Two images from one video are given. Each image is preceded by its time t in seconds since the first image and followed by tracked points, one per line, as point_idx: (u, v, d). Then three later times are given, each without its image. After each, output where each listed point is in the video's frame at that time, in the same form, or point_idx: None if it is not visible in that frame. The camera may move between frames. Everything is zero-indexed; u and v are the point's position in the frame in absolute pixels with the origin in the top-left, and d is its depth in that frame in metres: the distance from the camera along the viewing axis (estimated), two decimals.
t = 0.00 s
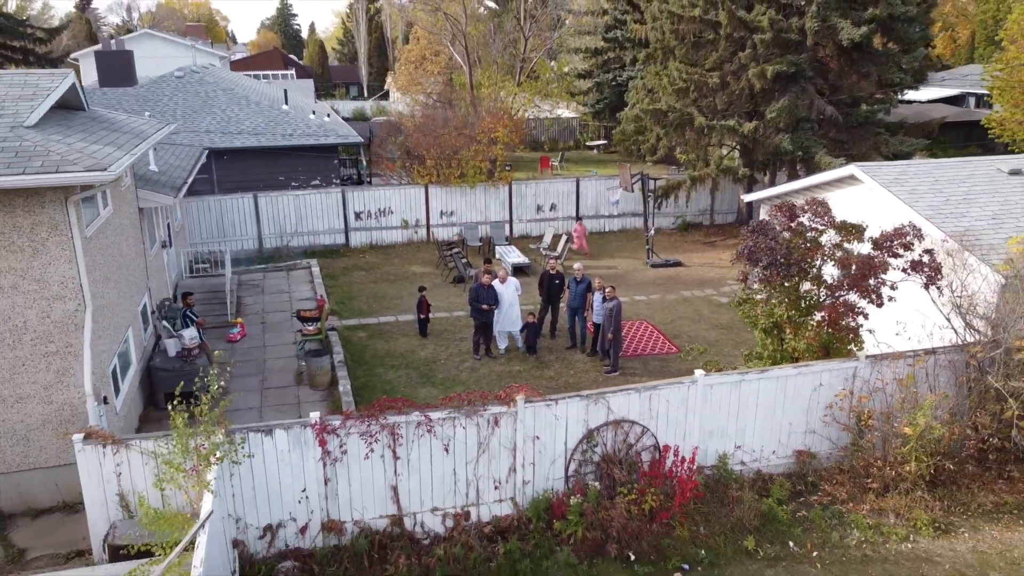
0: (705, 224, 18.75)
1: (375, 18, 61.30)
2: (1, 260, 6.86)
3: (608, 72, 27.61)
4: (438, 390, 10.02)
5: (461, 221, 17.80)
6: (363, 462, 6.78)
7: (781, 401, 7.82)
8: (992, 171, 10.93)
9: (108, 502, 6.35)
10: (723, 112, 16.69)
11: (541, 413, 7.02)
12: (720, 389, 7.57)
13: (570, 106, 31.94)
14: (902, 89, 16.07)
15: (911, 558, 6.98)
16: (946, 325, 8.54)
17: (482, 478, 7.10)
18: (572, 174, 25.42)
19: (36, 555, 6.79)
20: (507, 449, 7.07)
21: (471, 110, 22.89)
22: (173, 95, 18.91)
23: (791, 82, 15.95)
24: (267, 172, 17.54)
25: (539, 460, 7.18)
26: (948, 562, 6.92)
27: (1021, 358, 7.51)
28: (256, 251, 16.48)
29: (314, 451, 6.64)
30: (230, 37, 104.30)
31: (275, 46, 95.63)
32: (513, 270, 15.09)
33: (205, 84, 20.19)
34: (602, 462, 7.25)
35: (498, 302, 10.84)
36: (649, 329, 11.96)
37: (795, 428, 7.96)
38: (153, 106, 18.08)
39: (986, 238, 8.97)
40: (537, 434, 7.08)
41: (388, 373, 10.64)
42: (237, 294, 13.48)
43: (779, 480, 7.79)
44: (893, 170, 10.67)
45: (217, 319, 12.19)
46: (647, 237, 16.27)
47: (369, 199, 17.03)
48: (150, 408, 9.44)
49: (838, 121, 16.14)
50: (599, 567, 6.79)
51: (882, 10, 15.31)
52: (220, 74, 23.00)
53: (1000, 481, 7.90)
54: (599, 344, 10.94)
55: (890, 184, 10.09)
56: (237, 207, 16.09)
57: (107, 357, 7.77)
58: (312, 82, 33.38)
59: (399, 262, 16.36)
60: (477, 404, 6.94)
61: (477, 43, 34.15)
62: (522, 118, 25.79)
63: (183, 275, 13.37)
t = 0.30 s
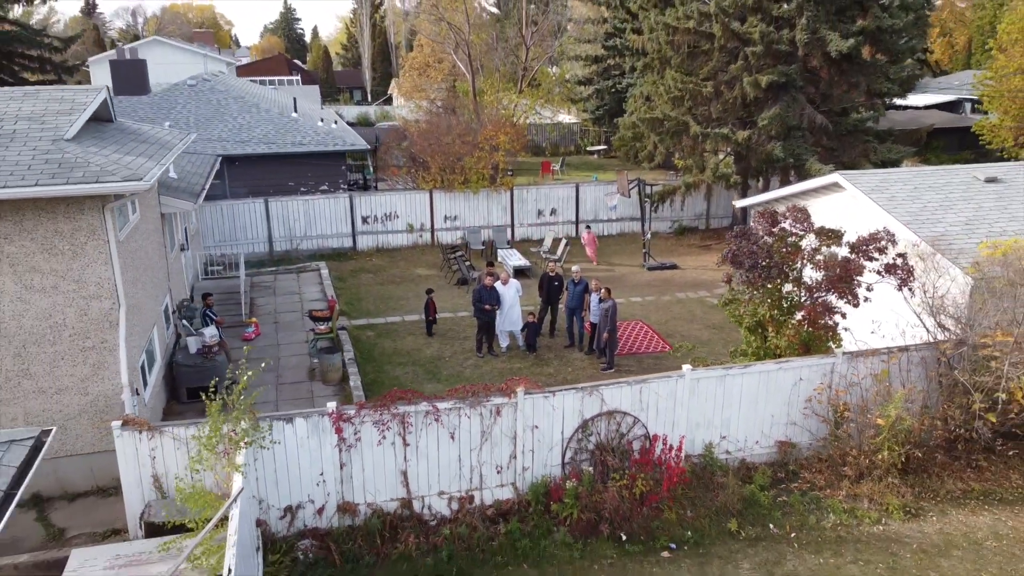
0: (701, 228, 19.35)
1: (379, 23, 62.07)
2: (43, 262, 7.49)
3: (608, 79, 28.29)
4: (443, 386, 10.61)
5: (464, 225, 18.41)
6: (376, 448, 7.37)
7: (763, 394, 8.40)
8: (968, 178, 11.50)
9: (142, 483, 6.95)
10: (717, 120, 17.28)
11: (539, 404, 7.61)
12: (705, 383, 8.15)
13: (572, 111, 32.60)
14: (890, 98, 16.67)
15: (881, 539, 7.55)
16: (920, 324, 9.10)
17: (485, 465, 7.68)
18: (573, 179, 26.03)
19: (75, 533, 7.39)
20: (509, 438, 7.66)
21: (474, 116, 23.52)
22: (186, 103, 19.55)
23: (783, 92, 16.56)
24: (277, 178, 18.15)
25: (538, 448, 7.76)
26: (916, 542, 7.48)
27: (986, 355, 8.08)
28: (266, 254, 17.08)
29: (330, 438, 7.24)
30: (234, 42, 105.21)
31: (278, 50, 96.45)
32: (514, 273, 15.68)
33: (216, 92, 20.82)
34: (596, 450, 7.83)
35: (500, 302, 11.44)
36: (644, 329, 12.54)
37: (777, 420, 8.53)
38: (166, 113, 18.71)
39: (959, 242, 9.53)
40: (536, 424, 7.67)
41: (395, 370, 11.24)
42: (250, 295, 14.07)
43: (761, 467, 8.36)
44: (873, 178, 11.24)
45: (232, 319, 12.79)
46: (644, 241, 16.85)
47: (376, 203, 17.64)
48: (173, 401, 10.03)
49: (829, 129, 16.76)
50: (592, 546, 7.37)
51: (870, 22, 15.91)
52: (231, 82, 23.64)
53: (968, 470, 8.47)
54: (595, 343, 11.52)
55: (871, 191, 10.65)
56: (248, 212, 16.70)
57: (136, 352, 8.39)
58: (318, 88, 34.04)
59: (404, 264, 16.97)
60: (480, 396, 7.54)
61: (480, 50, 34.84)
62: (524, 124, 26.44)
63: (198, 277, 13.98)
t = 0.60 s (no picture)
0: (701, 232, 19.94)
1: (388, 29, 62.93)
2: (87, 264, 8.15)
3: (612, 85, 29.05)
4: (453, 381, 11.24)
5: (472, 229, 19.05)
6: (392, 436, 7.99)
7: (752, 389, 8.98)
8: (953, 186, 12.08)
9: (178, 467, 7.59)
10: (716, 128, 17.88)
11: (542, 396, 8.22)
12: (698, 378, 8.74)
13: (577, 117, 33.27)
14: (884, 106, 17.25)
15: (861, 523, 8.13)
16: (901, 324, 9.69)
17: (492, 452, 8.29)
18: (578, 184, 26.66)
19: (116, 514, 8.03)
20: (514, 427, 8.27)
21: (481, 123, 24.21)
22: (203, 110, 20.28)
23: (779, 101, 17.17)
24: (291, 183, 18.83)
25: (542, 437, 8.37)
26: (892, 526, 8.05)
27: (960, 352, 8.67)
28: (282, 257, 17.76)
29: (350, 426, 7.88)
30: (243, 46, 106.33)
31: (287, 54, 97.44)
32: (520, 275, 16.29)
33: (232, 99, 21.55)
34: (595, 439, 8.43)
35: (507, 303, 12.07)
36: (645, 329, 13.13)
37: (765, 413, 9.10)
38: (185, 120, 19.44)
39: (939, 247, 10.10)
40: (540, 415, 8.28)
41: (407, 367, 11.87)
42: (268, 296, 14.72)
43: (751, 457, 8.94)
44: (861, 186, 11.82)
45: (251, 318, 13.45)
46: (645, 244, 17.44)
47: (387, 208, 18.28)
48: (199, 395, 10.67)
49: (824, 137, 17.35)
50: (591, 528, 7.97)
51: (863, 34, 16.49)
52: (245, 89, 24.37)
53: (946, 460, 9.04)
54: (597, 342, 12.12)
55: (858, 199, 11.24)
56: (265, 216, 17.37)
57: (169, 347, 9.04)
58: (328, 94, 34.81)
59: (414, 266, 17.63)
60: (488, 388, 8.16)
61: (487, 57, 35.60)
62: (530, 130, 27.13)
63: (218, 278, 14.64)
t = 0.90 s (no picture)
0: (704, 236, 20.51)
1: (398, 34, 63.79)
2: (128, 265, 8.82)
3: (619, 92, 29.56)
4: (464, 377, 11.88)
5: (481, 232, 19.71)
6: (408, 426, 8.63)
7: (746, 384, 9.56)
8: (941, 194, 12.67)
9: (212, 453, 8.25)
10: (718, 136, 18.48)
11: (548, 389, 8.85)
12: (694, 374, 9.34)
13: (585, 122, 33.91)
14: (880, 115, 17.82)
15: (845, 509, 8.71)
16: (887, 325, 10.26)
17: (502, 441, 8.91)
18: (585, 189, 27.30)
19: (154, 496, 8.69)
20: (522, 418, 8.90)
21: (491, 129, 24.89)
22: (223, 117, 21.04)
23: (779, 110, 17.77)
24: (307, 187, 19.53)
25: (547, 428, 8.99)
26: (874, 512, 8.64)
27: (940, 351, 9.29)
28: (298, 259, 18.45)
29: (371, 416, 8.52)
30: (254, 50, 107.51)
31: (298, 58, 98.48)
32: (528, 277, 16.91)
33: (250, 107, 22.31)
34: (598, 430, 9.04)
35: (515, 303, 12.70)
36: (647, 328, 13.68)
37: (758, 407, 9.68)
38: (205, 127, 20.20)
39: (925, 252, 10.67)
40: (546, 407, 8.91)
41: (420, 364, 12.51)
42: (287, 296, 15.40)
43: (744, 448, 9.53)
44: (852, 193, 12.42)
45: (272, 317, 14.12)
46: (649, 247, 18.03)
47: (400, 212, 18.96)
48: (225, 390, 11.29)
49: (823, 144, 17.93)
50: (593, 511, 8.59)
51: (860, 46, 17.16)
52: (262, 96, 25.14)
53: (927, 452, 9.62)
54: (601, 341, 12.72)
55: (849, 205, 11.83)
56: (282, 219, 18.08)
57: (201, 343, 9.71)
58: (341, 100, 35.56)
59: (425, 269, 18.29)
60: (498, 381, 8.80)
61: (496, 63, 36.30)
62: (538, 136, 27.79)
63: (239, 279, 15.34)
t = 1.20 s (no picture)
0: (704, 240, 21.14)
1: (404, 38, 64.57)
2: (161, 268, 9.47)
3: (622, 98, 30.28)
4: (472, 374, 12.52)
5: (487, 236, 20.36)
6: (421, 418, 9.28)
7: (737, 381, 10.18)
8: (927, 201, 13.31)
9: (239, 442, 8.91)
10: (716, 143, 19.12)
11: (551, 384, 9.50)
12: (687, 371, 9.96)
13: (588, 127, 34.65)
14: (873, 123, 18.48)
15: (828, 497, 9.34)
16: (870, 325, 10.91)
17: (508, 433, 9.56)
18: (588, 193, 27.96)
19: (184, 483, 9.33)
20: (526, 411, 9.54)
21: (496, 135, 25.58)
22: (237, 124, 21.77)
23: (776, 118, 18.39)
24: (319, 193, 20.22)
25: (550, 421, 9.64)
26: (855, 500, 9.27)
27: (920, 349, 9.93)
28: (311, 261, 19.13)
29: (386, 409, 9.17)
30: (261, 54, 108.62)
31: (304, 61, 99.36)
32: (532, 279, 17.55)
33: (264, 114, 23.04)
34: (597, 423, 9.67)
35: (521, 305, 13.35)
36: (645, 328, 14.29)
37: (748, 402, 10.30)
38: (221, 133, 20.93)
39: (908, 256, 11.28)
40: (549, 401, 9.56)
41: (430, 362, 13.14)
42: (301, 297, 16.05)
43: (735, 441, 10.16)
44: (842, 201, 13.03)
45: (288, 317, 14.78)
46: (649, 251, 18.66)
47: (409, 216, 19.63)
48: (246, 386, 11.83)
49: (818, 151, 18.57)
50: (593, 498, 9.24)
51: (853, 56, 17.92)
52: (274, 103, 25.86)
53: (908, 445, 10.26)
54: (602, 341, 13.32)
55: (838, 212, 12.45)
56: (296, 223, 18.76)
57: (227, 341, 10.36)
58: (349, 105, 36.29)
59: (433, 271, 18.95)
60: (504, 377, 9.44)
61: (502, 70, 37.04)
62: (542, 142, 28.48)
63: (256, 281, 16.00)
